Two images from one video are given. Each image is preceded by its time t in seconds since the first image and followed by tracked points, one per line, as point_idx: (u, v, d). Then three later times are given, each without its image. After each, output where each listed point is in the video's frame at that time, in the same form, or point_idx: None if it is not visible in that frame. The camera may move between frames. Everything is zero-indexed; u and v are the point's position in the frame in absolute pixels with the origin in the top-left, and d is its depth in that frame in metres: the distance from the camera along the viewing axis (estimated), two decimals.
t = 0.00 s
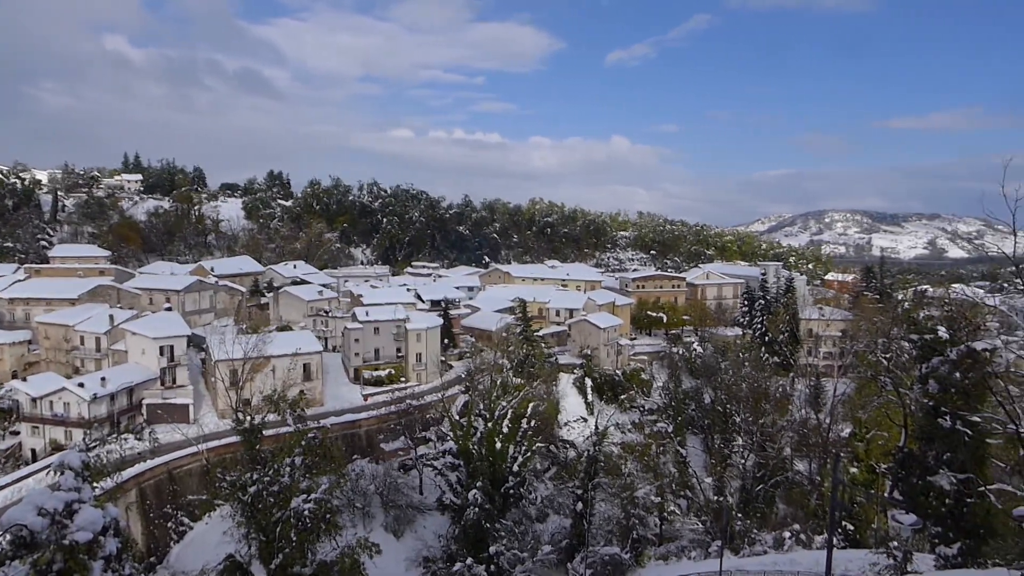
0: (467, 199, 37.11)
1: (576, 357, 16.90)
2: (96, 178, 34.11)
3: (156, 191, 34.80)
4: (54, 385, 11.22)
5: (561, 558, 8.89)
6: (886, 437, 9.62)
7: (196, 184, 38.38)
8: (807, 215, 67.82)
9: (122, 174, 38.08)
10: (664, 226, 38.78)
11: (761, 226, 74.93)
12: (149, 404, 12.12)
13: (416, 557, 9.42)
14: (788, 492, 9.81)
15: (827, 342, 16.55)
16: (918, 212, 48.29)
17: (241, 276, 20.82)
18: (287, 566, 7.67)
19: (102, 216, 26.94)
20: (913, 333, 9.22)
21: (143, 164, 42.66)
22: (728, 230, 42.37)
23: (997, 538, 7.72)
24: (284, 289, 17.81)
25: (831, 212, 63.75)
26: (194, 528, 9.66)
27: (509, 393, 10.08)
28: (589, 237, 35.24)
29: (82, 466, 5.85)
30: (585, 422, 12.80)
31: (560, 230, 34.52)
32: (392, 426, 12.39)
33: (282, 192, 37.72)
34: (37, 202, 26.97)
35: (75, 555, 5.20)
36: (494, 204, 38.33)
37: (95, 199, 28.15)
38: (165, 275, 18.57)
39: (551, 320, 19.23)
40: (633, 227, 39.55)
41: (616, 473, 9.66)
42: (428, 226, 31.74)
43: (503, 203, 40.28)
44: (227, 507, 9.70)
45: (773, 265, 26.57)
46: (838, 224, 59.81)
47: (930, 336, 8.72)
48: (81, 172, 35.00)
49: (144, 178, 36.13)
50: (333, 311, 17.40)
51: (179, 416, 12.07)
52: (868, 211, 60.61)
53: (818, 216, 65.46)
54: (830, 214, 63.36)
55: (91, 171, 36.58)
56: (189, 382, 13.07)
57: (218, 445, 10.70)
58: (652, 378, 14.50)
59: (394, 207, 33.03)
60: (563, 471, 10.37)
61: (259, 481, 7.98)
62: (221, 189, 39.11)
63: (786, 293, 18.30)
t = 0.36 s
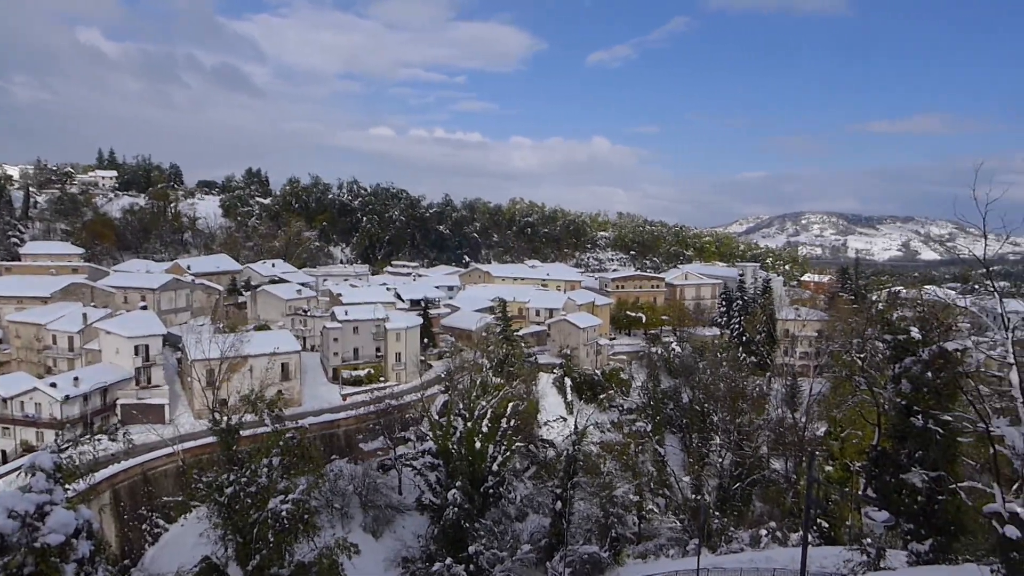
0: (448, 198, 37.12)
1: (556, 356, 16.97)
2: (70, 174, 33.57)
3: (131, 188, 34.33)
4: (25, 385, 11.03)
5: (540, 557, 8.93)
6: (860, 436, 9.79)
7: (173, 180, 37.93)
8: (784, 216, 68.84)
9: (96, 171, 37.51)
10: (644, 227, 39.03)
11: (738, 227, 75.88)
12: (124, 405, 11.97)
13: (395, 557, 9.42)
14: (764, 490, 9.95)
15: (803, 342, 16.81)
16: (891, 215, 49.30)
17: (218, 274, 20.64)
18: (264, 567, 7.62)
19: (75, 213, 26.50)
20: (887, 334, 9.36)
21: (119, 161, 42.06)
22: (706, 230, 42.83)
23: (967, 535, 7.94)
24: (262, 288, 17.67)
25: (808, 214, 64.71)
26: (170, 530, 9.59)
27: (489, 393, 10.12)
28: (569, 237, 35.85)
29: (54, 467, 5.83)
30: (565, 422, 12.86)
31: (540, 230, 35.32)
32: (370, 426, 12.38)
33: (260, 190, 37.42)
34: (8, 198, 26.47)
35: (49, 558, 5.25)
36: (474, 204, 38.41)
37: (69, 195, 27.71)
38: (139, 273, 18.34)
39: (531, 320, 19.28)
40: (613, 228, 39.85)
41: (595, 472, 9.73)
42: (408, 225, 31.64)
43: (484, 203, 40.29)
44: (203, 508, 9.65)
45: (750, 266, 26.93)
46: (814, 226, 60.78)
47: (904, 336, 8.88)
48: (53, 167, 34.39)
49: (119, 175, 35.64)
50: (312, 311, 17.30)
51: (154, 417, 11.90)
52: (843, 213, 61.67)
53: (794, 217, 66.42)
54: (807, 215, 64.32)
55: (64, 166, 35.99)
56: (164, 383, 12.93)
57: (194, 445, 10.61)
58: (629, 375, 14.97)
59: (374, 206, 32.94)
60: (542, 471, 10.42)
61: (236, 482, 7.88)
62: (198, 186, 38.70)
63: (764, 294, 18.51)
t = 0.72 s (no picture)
0: (425, 198, 37.10)
1: (532, 356, 17.04)
2: (37, 171, 32.92)
3: (101, 185, 33.75)
4: None
5: (516, 557, 8.94)
6: (832, 433, 10.01)
7: (144, 178, 37.41)
8: (759, 217, 69.89)
9: (65, 167, 36.83)
10: (620, 227, 39.35)
11: (714, 228, 76.83)
12: (94, 405, 11.80)
13: (371, 558, 9.41)
14: (739, 488, 10.06)
15: (776, 341, 17.08)
16: (862, 216, 50.33)
17: (191, 274, 20.40)
18: (238, 569, 7.55)
19: (43, 211, 26.00)
20: (857, 333, 9.52)
21: (88, 158, 41.28)
22: (682, 231, 43.30)
23: (936, 530, 8.10)
24: (236, 287, 17.51)
25: (782, 215, 65.68)
26: (141, 533, 9.51)
27: (465, 393, 10.14)
28: (546, 237, 36.10)
29: (22, 469, 5.72)
30: (542, 421, 12.92)
31: (517, 229, 35.64)
32: (347, 426, 12.35)
33: (235, 188, 37.05)
34: None
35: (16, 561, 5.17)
36: (450, 203, 38.49)
37: (36, 193, 27.18)
38: (109, 272, 18.07)
39: (507, 319, 19.33)
40: (589, 228, 40.15)
41: (572, 471, 9.79)
42: (384, 224, 31.65)
43: (461, 202, 40.32)
44: (176, 511, 9.60)
45: (724, 266, 27.33)
46: (787, 227, 61.78)
47: (875, 336, 9.06)
48: (20, 164, 33.67)
49: (89, 172, 35.03)
50: (287, 310, 17.19)
51: (126, 418, 11.84)
52: (817, 215, 62.75)
53: (769, 218, 67.46)
54: (781, 216, 65.34)
55: (30, 163, 35.26)
56: (135, 383, 12.77)
57: (166, 447, 10.50)
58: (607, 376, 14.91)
59: (350, 205, 32.81)
60: (519, 470, 10.45)
61: (210, 484, 7.78)
62: (171, 184, 38.22)
63: (738, 294, 18.78)
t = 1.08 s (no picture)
0: (403, 198, 37.00)
1: (511, 355, 17.06)
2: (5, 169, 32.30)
3: (73, 184, 33.21)
4: None
5: (496, 557, 8.98)
6: (807, 430, 10.21)
7: (117, 177, 36.89)
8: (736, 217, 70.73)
9: (34, 166, 36.18)
10: (598, 227, 39.59)
11: (691, 227, 77.59)
12: (65, 408, 11.60)
13: (349, 559, 9.38)
14: (716, 486, 10.17)
15: (752, 340, 17.31)
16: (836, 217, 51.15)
17: (165, 274, 20.18)
18: (214, 574, 7.45)
19: (11, 210, 25.53)
20: (831, 331, 9.69)
21: (59, 156, 40.55)
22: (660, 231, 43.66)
23: (908, 525, 8.28)
24: (211, 288, 17.37)
25: (759, 215, 66.50)
26: (115, 537, 9.44)
27: (444, 393, 10.17)
28: (524, 237, 36.23)
29: None
30: (520, 421, 12.95)
31: (495, 229, 35.69)
32: (325, 428, 12.31)
33: (210, 188, 36.67)
34: None
35: None
36: (429, 203, 38.45)
37: (4, 191, 26.67)
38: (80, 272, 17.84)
39: (486, 319, 19.37)
40: (568, 227, 40.35)
41: (551, 470, 9.85)
42: (362, 225, 31.54)
43: (439, 202, 40.30)
44: (150, 515, 9.56)
45: (701, 266, 27.61)
46: (763, 227, 62.57)
47: (849, 334, 9.21)
48: None
49: (59, 170, 34.45)
50: (263, 311, 17.09)
51: (98, 421, 11.73)
52: (793, 215, 63.62)
53: (746, 218, 68.28)
54: (757, 216, 66.17)
55: None
56: (108, 385, 12.62)
57: (140, 450, 10.40)
58: (585, 375, 15.29)
59: (327, 204, 32.61)
60: (498, 470, 10.47)
61: (185, 487, 7.65)
62: (144, 183, 37.74)
63: (715, 293, 19.00)
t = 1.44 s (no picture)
0: (382, 198, 36.90)
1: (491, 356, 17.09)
2: None
3: (45, 183, 32.71)
4: None
5: (476, 557, 9.00)
6: (784, 429, 10.34)
7: (90, 176, 36.36)
8: (715, 218, 71.47)
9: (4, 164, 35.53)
10: (578, 227, 39.77)
11: (671, 228, 78.23)
12: (37, 411, 11.39)
13: (328, 561, 9.36)
14: (695, 484, 10.27)
15: (730, 339, 17.49)
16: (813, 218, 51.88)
17: (141, 274, 19.96)
18: None
19: None
20: (807, 330, 9.84)
21: (30, 154, 39.89)
22: (639, 231, 43.98)
23: (882, 521, 8.38)
24: (187, 288, 17.24)
25: (737, 216, 67.26)
26: (89, 541, 9.34)
27: (424, 393, 10.16)
28: (504, 237, 36.30)
29: None
30: (500, 421, 12.97)
31: (474, 230, 35.68)
32: (303, 429, 12.27)
33: (186, 187, 36.28)
34: None
35: None
36: (408, 203, 38.37)
37: None
38: (52, 272, 17.63)
39: (466, 319, 19.39)
40: (547, 228, 40.52)
41: (531, 469, 9.88)
42: (340, 225, 31.40)
43: (419, 202, 40.24)
44: (125, 519, 9.47)
45: (679, 266, 27.88)
46: (741, 227, 63.31)
47: (825, 333, 9.37)
48: None
49: (30, 169, 33.87)
50: (241, 311, 16.99)
51: (71, 423, 11.58)
52: (771, 216, 64.42)
53: (725, 218, 69.00)
54: (736, 217, 66.92)
55: None
56: (81, 388, 12.47)
57: (115, 453, 10.27)
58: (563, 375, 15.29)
59: (306, 204, 32.40)
60: (478, 470, 10.50)
61: (161, 490, 7.52)
62: (119, 182, 37.26)
63: (693, 293, 19.19)
